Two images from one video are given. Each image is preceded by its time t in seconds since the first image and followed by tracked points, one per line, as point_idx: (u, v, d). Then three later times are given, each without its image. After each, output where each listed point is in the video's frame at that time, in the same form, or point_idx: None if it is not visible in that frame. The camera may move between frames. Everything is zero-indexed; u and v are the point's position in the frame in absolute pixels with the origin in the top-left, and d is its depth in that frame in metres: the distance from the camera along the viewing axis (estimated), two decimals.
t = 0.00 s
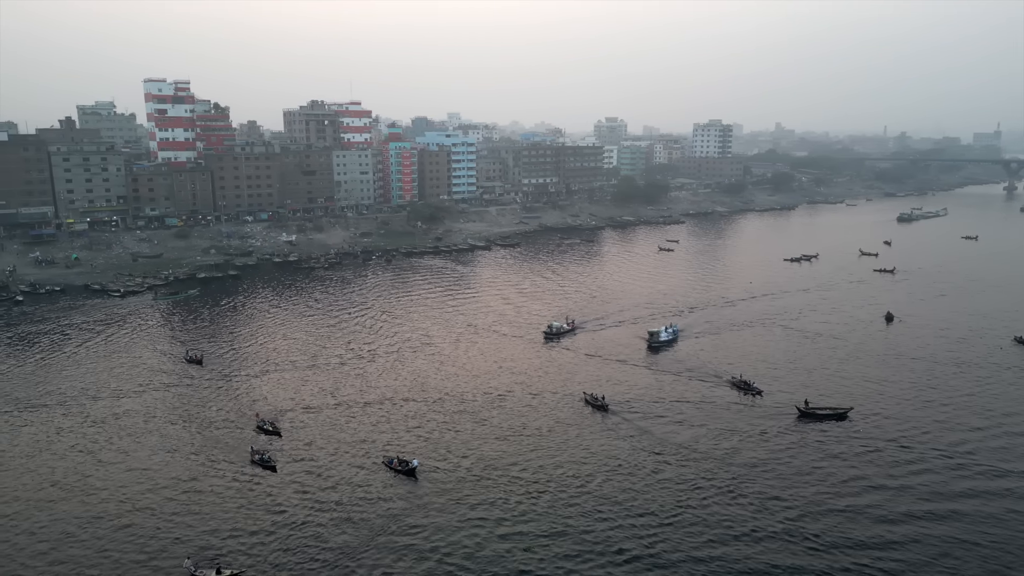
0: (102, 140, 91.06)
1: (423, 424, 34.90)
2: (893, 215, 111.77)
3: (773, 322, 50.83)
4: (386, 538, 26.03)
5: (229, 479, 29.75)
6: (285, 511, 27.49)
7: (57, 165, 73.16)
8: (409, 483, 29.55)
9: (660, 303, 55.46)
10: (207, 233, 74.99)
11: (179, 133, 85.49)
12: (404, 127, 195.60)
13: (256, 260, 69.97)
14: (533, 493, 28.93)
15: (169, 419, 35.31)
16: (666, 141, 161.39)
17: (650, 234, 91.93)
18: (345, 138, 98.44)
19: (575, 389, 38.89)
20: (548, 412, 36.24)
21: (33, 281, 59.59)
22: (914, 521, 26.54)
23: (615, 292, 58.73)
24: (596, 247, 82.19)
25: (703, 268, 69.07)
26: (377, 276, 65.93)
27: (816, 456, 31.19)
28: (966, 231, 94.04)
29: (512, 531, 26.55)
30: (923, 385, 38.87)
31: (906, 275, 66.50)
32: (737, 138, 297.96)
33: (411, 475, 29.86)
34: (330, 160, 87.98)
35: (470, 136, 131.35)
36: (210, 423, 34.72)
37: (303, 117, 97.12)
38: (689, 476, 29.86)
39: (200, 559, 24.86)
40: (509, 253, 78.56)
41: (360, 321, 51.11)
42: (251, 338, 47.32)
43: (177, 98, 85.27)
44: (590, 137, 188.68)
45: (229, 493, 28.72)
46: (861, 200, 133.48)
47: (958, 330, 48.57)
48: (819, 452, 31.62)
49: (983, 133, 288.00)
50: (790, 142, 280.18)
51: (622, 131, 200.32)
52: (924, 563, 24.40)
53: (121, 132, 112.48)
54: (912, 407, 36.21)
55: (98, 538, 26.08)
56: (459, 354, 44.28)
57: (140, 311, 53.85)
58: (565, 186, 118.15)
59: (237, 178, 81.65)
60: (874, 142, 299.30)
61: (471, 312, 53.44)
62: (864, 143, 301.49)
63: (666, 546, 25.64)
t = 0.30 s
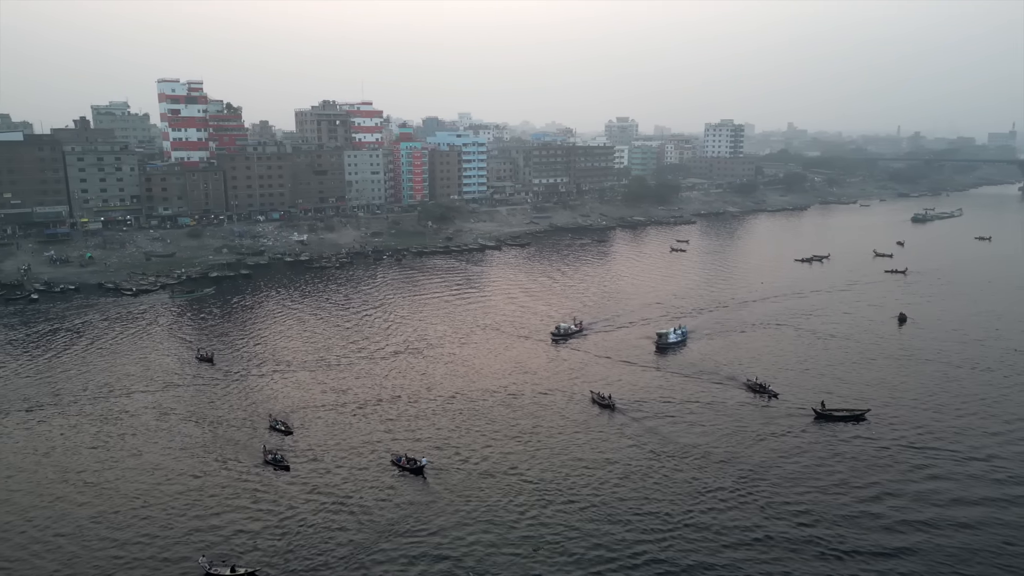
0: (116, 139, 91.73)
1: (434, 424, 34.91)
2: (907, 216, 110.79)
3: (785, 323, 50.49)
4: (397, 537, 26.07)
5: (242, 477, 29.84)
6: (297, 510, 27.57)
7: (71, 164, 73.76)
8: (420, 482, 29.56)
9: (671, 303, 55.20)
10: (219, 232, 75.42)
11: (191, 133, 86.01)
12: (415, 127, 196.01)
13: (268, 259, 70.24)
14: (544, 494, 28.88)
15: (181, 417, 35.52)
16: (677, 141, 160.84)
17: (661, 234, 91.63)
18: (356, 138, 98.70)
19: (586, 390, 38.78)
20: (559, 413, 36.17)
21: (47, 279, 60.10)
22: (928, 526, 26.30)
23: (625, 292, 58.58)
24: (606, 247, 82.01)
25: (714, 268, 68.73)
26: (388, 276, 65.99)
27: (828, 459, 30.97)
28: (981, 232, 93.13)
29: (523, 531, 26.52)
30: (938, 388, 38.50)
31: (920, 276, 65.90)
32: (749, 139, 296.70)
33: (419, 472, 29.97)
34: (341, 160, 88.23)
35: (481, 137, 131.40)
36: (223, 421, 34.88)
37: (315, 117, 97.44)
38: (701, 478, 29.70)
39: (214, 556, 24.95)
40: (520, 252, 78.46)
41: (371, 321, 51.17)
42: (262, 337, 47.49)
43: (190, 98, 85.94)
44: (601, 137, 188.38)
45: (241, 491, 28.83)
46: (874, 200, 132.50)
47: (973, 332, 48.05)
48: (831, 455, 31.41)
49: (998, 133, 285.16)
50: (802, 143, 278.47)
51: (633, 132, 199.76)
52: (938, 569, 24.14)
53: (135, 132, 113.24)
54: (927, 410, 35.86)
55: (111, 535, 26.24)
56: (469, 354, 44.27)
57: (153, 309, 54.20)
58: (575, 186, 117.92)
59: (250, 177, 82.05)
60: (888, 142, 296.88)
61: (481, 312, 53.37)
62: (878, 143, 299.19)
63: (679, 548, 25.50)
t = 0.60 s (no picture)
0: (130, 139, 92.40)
1: (443, 422, 35.02)
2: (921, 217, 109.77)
3: (797, 324, 50.17)
4: (408, 537, 26.09)
5: (255, 476, 29.96)
6: (309, 509, 27.64)
7: (86, 164, 74.35)
8: (429, 481, 29.75)
9: (682, 304, 54.97)
10: (231, 232, 75.84)
11: (204, 132, 86.54)
12: (426, 127, 196.32)
13: (279, 259, 70.58)
14: (556, 495, 28.83)
15: (194, 414, 35.81)
16: (688, 141, 160.18)
17: (672, 235, 91.27)
18: (368, 138, 98.91)
19: (596, 390, 38.71)
20: (568, 412, 36.19)
21: (61, 278, 60.71)
22: (940, 531, 26.15)
23: (636, 293, 58.37)
24: (616, 247, 81.79)
25: (725, 269, 68.45)
26: (398, 275, 66.14)
27: (839, 462, 30.87)
28: (996, 233, 92.18)
29: (535, 532, 26.48)
30: (952, 391, 38.17)
31: (933, 277, 65.37)
32: (761, 139, 295.07)
33: (427, 471, 30.19)
34: (352, 159, 88.53)
35: (492, 137, 131.34)
36: (234, 419, 35.09)
37: (326, 116, 97.83)
38: (714, 480, 29.56)
39: (228, 554, 25.04)
40: (530, 252, 78.37)
41: (381, 320, 51.28)
42: (274, 336, 47.71)
43: (203, 98, 86.49)
44: (612, 137, 187.96)
45: (252, 489, 29.01)
46: (888, 200, 131.48)
47: (987, 334, 47.59)
48: (844, 458, 31.18)
49: (1014, 133, 282.14)
50: (815, 143, 276.69)
51: (644, 132, 199.09)
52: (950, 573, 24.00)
53: (149, 132, 114.06)
54: (940, 412, 35.62)
55: (126, 532, 26.41)
56: (478, 354, 44.23)
57: (165, 308, 54.62)
58: (586, 186, 117.71)
59: (261, 177, 82.47)
60: (902, 142, 294.61)
61: (491, 312, 53.34)
62: (892, 143, 296.67)
63: (692, 551, 25.36)
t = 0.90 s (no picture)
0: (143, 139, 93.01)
1: (454, 422, 35.11)
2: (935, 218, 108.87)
3: (809, 325, 49.88)
4: (419, 537, 26.08)
5: (268, 475, 30.07)
6: (322, 508, 27.72)
7: (100, 164, 74.96)
8: (440, 480, 29.85)
9: (694, 304, 54.74)
10: (243, 231, 76.24)
11: (217, 133, 87.04)
12: (437, 128, 196.56)
13: (291, 258, 70.89)
14: (568, 496, 28.76)
15: (206, 413, 36.03)
16: (700, 141, 159.55)
17: (683, 235, 90.98)
18: (379, 138, 99.11)
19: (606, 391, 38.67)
20: (579, 412, 36.17)
21: (75, 277, 61.20)
22: (954, 534, 26.02)
23: (647, 294, 58.19)
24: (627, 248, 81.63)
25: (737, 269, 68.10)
26: (409, 275, 66.28)
27: (852, 464, 30.73)
28: (1011, 233, 91.30)
29: (548, 533, 26.42)
30: (967, 393, 37.91)
31: (947, 278, 64.86)
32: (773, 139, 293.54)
33: (436, 469, 30.28)
34: (363, 159, 88.81)
35: (503, 137, 131.34)
36: (246, 418, 35.29)
37: (338, 117, 98.19)
38: (726, 483, 29.44)
39: (242, 552, 25.13)
40: (540, 252, 78.34)
41: (392, 320, 51.41)
42: (285, 335, 47.92)
43: (216, 98, 87.00)
44: (623, 137, 187.57)
45: (264, 487, 29.19)
46: (901, 201, 130.51)
47: (1002, 336, 47.20)
48: (858, 462, 30.92)
49: None
50: (827, 143, 274.95)
51: (655, 131, 198.44)
52: None
53: (162, 132, 114.76)
54: (954, 415, 35.39)
55: (140, 529, 26.60)
56: (488, 355, 44.21)
57: (177, 307, 54.94)
58: (597, 186, 117.50)
59: (273, 177, 82.87)
60: (916, 142, 292.23)
61: (502, 312, 53.33)
62: (906, 143, 294.11)
63: (705, 554, 25.23)
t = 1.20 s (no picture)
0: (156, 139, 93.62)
1: (464, 421, 35.16)
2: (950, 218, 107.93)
3: (821, 326, 49.56)
4: (431, 537, 26.05)
5: (281, 474, 30.16)
6: (334, 507, 27.77)
7: (113, 164, 75.53)
8: (450, 479, 29.93)
9: (705, 305, 54.48)
10: (255, 231, 76.61)
11: (229, 133, 87.51)
12: (448, 128, 196.83)
13: (302, 258, 71.18)
14: (581, 497, 28.68)
15: (217, 411, 36.22)
16: (711, 141, 158.85)
17: (693, 235, 90.66)
18: (390, 138, 99.30)
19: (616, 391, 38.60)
20: (589, 413, 36.13)
21: (89, 276, 61.71)
22: (968, 537, 25.86)
23: (658, 294, 58.04)
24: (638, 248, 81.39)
25: (748, 270, 67.75)
26: (420, 275, 66.42)
27: (864, 466, 30.56)
28: None
29: (561, 534, 26.33)
30: (980, 395, 37.64)
31: (961, 279, 64.32)
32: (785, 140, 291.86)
33: (444, 468, 30.38)
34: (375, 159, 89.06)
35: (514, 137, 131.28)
36: (257, 417, 35.47)
37: (349, 117, 98.51)
38: (739, 485, 29.26)
39: (255, 551, 25.21)
40: (551, 253, 78.27)
41: (402, 320, 51.49)
42: (296, 335, 48.11)
43: (228, 99, 87.49)
44: (635, 137, 187.04)
45: (275, 485, 29.33)
46: (915, 201, 129.51)
47: (1017, 338, 46.76)
48: (872, 466, 30.66)
49: None
50: (840, 143, 272.99)
51: (667, 131, 197.78)
52: None
53: (175, 132, 115.48)
54: (968, 417, 35.16)
55: (153, 527, 26.76)
56: (498, 354, 44.19)
57: (189, 306, 55.27)
58: (608, 186, 117.29)
59: (285, 177, 83.22)
60: (930, 142, 289.95)
61: (512, 312, 53.32)
62: (920, 143, 291.61)
63: (718, 557, 25.08)
